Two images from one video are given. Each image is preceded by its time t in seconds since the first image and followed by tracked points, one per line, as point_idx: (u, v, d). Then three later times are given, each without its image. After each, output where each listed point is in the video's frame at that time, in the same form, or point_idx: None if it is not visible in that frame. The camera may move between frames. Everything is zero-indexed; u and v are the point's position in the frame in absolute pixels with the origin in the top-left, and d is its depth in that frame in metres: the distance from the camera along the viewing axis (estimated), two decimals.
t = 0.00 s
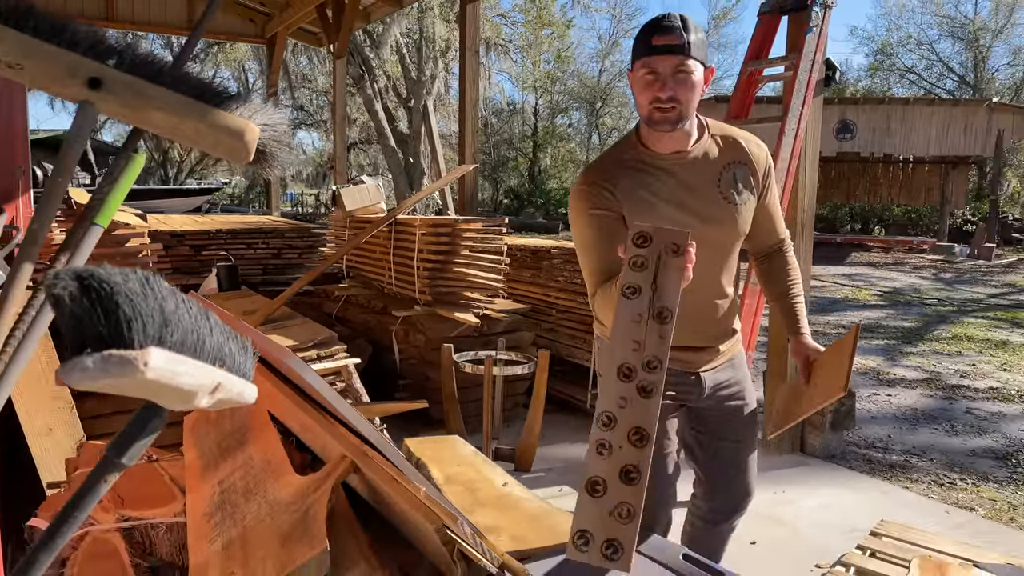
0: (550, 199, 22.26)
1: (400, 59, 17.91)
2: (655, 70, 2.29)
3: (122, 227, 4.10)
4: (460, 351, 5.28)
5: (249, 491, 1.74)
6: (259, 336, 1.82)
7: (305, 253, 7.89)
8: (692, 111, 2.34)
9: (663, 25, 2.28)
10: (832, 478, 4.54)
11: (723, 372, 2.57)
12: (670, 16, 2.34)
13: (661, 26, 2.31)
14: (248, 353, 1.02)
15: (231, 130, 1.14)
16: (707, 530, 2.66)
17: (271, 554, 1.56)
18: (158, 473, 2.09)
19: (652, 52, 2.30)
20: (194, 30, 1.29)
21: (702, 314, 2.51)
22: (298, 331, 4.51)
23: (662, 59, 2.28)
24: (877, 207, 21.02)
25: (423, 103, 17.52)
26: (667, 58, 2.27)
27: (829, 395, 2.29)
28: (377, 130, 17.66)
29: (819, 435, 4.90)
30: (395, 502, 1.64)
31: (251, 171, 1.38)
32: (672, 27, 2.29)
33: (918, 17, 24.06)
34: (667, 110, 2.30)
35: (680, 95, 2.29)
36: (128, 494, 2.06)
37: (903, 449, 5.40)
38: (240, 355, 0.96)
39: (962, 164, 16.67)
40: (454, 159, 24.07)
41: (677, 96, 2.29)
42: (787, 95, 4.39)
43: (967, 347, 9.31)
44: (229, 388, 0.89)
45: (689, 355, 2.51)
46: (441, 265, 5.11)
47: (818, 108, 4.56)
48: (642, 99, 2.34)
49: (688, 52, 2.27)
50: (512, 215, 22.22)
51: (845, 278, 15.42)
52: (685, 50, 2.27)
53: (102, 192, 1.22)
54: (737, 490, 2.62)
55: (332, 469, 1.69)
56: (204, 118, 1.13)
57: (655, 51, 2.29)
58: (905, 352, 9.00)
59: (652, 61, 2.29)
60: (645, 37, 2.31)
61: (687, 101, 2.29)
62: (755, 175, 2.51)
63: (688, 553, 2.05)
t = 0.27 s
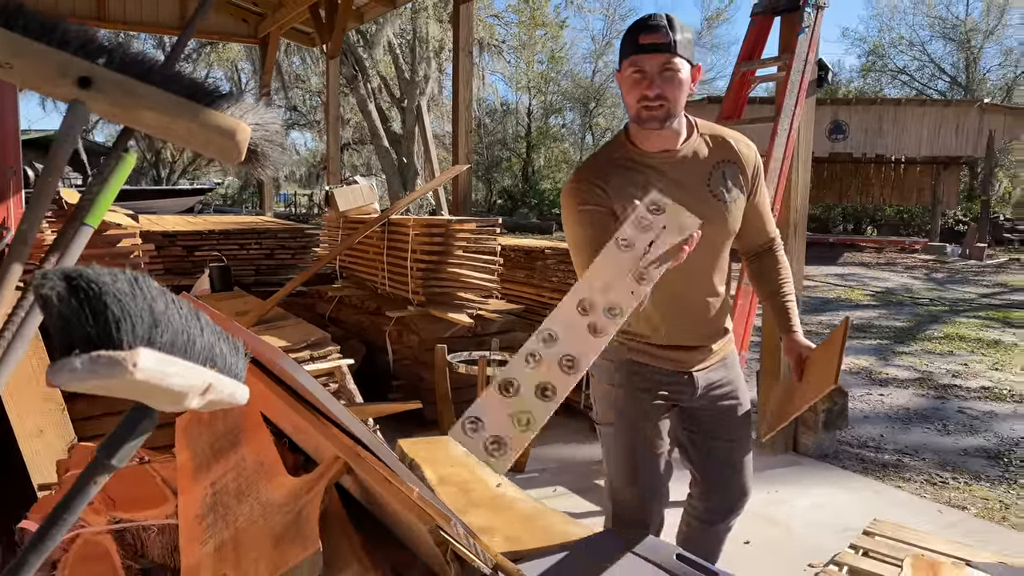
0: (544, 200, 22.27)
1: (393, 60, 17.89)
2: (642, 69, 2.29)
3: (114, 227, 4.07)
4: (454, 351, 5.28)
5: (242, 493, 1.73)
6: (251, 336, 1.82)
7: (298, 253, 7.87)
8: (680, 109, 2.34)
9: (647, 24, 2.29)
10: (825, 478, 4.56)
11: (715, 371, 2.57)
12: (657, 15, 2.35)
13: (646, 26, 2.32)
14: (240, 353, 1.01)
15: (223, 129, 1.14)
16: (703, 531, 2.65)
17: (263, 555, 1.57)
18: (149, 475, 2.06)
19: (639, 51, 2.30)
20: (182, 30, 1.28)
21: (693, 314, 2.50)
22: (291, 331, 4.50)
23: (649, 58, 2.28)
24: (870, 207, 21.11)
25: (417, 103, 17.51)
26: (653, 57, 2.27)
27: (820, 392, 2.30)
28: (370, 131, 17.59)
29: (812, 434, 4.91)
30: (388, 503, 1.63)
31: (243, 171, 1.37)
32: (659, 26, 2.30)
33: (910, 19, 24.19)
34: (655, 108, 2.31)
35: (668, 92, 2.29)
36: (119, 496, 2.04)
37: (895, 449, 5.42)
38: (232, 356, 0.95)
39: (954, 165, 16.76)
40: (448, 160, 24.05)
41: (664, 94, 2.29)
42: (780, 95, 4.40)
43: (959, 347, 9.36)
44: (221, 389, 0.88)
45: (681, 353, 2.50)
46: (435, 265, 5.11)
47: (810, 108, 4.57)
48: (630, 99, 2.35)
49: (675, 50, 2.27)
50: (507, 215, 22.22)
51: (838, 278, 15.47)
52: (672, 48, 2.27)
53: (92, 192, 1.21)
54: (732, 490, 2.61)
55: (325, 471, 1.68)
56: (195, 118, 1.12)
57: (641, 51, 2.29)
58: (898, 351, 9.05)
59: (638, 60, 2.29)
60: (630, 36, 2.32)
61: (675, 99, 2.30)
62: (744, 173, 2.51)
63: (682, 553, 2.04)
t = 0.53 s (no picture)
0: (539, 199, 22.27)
1: (388, 59, 17.85)
2: (629, 69, 2.31)
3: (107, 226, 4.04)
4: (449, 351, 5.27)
5: (236, 493, 1.72)
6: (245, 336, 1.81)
7: (293, 252, 7.85)
8: (671, 108, 2.35)
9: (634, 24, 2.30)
10: (820, 477, 4.57)
11: (709, 371, 2.57)
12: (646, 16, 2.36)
13: (634, 26, 2.33)
14: (232, 354, 1.00)
15: (219, 129, 1.13)
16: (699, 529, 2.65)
17: (258, 555, 1.56)
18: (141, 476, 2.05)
19: (625, 52, 2.32)
20: (177, 29, 1.28)
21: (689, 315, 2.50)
22: (286, 331, 4.48)
23: (635, 59, 2.29)
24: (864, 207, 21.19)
25: (412, 102, 17.48)
26: (639, 57, 2.29)
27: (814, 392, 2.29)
28: (365, 130, 17.54)
29: (807, 434, 4.93)
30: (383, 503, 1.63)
31: (238, 170, 1.37)
32: (645, 26, 2.31)
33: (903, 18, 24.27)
34: (643, 108, 2.32)
35: (655, 91, 2.30)
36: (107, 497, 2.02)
37: (890, 448, 5.43)
38: (225, 357, 0.94)
39: (947, 164, 16.82)
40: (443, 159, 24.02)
41: (652, 94, 2.31)
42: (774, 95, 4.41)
43: (953, 346, 9.40)
44: (214, 391, 0.88)
45: (677, 354, 2.49)
46: (430, 265, 5.10)
47: (805, 108, 4.58)
48: (620, 99, 2.36)
49: (663, 49, 2.28)
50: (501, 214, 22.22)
51: (832, 278, 15.51)
52: (660, 48, 2.28)
53: (86, 191, 1.20)
54: (727, 489, 2.61)
55: (319, 472, 1.67)
56: (190, 117, 1.12)
57: (628, 52, 2.30)
58: (891, 350, 9.08)
59: (625, 60, 2.32)
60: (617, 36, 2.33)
61: (665, 99, 2.31)
62: (738, 173, 2.52)
63: (677, 553, 2.03)
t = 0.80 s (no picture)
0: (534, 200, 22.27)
1: (383, 59, 17.84)
2: (615, 77, 2.31)
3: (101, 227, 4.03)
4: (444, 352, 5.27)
5: (231, 495, 1.71)
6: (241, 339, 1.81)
7: (288, 253, 7.83)
8: (661, 112, 2.36)
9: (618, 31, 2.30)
10: (815, 477, 4.58)
11: (706, 373, 2.56)
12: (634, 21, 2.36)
13: (619, 32, 2.33)
14: (229, 356, 1.00)
15: (215, 130, 1.13)
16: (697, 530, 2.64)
17: (253, 557, 1.56)
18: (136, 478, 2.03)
19: (608, 61, 2.32)
20: (172, 28, 1.27)
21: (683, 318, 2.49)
22: (281, 332, 4.48)
23: (620, 66, 2.29)
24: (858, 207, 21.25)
25: (407, 103, 17.47)
26: (625, 64, 2.29)
27: (808, 411, 2.29)
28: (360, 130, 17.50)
29: (803, 434, 4.94)
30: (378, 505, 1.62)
31: (234, 171, 1.36)
32: (628, 32, 2.30)
33: (897, 20, 24.36)
34: (631, 114, 2.34)
35: (642, 96, 2.32)
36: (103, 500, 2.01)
37: (885, 448, 5.45)
38: (222, 360, 0.94)
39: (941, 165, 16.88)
40: (438, 159, 24.00)
41: (639, 101, 2.32)
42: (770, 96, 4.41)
43: (947, 346, 9.44)
44: (211, 395, 0.88)
45: (672, 358, 2.48)
46: (425, 266, 5.10)
47: (800, 109, 4.59)
48: (608, 106, 2.38)
49: (648, 56, 2.27)
50: (497, 215, 22.21)
51: (827, 278, 15.55)
52: (646, 54, 2.26)
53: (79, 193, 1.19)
54: (724, 490, 2.61)
55: (315, 475, 1.67)
56: (185, 119, 1.11)
57: (612, 60, 2.31)
58: (886, 351, 9.11)
59: (609, 70, 2.33)
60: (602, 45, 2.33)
61: (653, 105, 2.32)
62: (734, 176, 2.52)
63: (674, 554, 2.03)
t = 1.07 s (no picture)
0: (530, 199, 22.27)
1: (379, 59, 17.81)
2: (609, 75, 2.31)
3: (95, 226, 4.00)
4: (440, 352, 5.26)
5: (227, 496, 1.71)
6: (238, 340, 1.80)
7: (284, 253, 7.81)
8: (655, 112, 2.36)
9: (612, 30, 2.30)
10: (810, 477, 4.59)
11: (699, 373, 2.56)
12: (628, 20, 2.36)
13: (613, 30, 2.33)
14: (224, 358, 0.99)
15: (209, 131, 1.12)
16: (694, 532, 2.64)
17: (249, 559, 1.56)
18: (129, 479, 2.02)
19: (602, 60, 2.33)
20: (168, 28, 1.27)
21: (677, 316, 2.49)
22: (277, 332, 4.47)
23: (614, 64, 2.30)
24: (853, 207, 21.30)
25: (403, 102, 17.46)
26: (619, 62, 2.29)
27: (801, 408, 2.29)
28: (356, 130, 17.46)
29: (798, 433, 4.95)
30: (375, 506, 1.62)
31: (230, 172, 1.36)
32: (621, 31, 2.30)
33: (893, 20, 24.43)
34: (627, 112, 2.33)
35: (637, 93, 2.32)
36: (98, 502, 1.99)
37: (880, 447, 5.46)
38: (217, 363, 0.93)
39: (936, 165, 16.93)
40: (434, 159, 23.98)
41: (634, 99, 2.32)
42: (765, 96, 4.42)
43: (942, 346, 9.47)
44: (205, 396, 0.87)
45: (667, 358, 2.48)
46: (422, 265, 5.10)
47: (796, 109, 4.59)
48: (604, 105, 2.38)
49: (641, 54, 2.28)
50: (493, 215, 22.20)
51: (823, 278, 15.59)
52: (639, 52, 2.28)
53: (74, 194, 1.19)
54: (719, 491, 2.61)
55: (311, 476, 1.66)
56: (180, 119, 1.11)
57: (606, 58, 2.31)
58: (881, 350, 9.14)
59: (604, 68, 2.33)
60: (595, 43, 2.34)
61: (647, 102, 2.33)
62: (730, 176, 2.51)
63: (671, 555, 2.03)
